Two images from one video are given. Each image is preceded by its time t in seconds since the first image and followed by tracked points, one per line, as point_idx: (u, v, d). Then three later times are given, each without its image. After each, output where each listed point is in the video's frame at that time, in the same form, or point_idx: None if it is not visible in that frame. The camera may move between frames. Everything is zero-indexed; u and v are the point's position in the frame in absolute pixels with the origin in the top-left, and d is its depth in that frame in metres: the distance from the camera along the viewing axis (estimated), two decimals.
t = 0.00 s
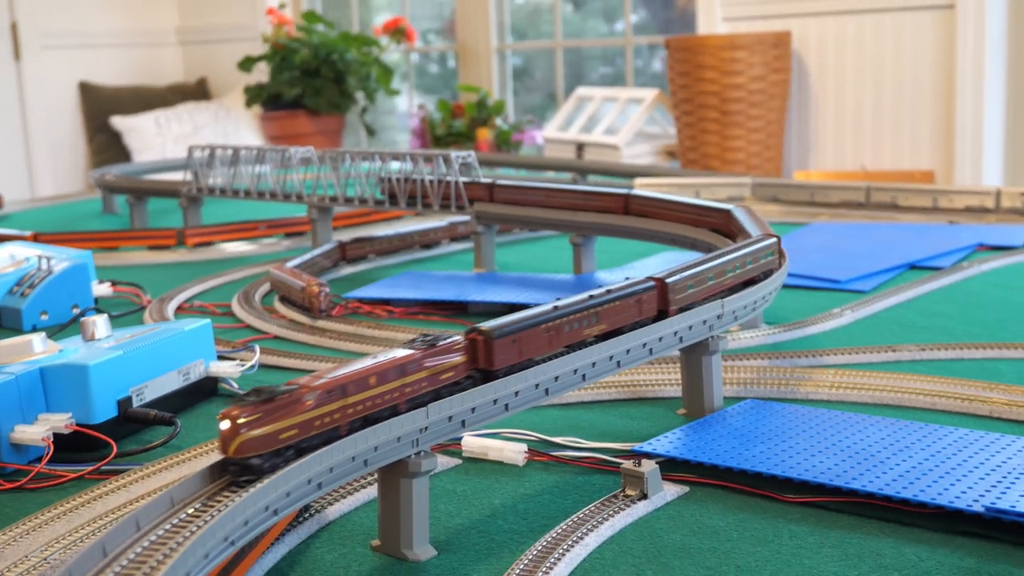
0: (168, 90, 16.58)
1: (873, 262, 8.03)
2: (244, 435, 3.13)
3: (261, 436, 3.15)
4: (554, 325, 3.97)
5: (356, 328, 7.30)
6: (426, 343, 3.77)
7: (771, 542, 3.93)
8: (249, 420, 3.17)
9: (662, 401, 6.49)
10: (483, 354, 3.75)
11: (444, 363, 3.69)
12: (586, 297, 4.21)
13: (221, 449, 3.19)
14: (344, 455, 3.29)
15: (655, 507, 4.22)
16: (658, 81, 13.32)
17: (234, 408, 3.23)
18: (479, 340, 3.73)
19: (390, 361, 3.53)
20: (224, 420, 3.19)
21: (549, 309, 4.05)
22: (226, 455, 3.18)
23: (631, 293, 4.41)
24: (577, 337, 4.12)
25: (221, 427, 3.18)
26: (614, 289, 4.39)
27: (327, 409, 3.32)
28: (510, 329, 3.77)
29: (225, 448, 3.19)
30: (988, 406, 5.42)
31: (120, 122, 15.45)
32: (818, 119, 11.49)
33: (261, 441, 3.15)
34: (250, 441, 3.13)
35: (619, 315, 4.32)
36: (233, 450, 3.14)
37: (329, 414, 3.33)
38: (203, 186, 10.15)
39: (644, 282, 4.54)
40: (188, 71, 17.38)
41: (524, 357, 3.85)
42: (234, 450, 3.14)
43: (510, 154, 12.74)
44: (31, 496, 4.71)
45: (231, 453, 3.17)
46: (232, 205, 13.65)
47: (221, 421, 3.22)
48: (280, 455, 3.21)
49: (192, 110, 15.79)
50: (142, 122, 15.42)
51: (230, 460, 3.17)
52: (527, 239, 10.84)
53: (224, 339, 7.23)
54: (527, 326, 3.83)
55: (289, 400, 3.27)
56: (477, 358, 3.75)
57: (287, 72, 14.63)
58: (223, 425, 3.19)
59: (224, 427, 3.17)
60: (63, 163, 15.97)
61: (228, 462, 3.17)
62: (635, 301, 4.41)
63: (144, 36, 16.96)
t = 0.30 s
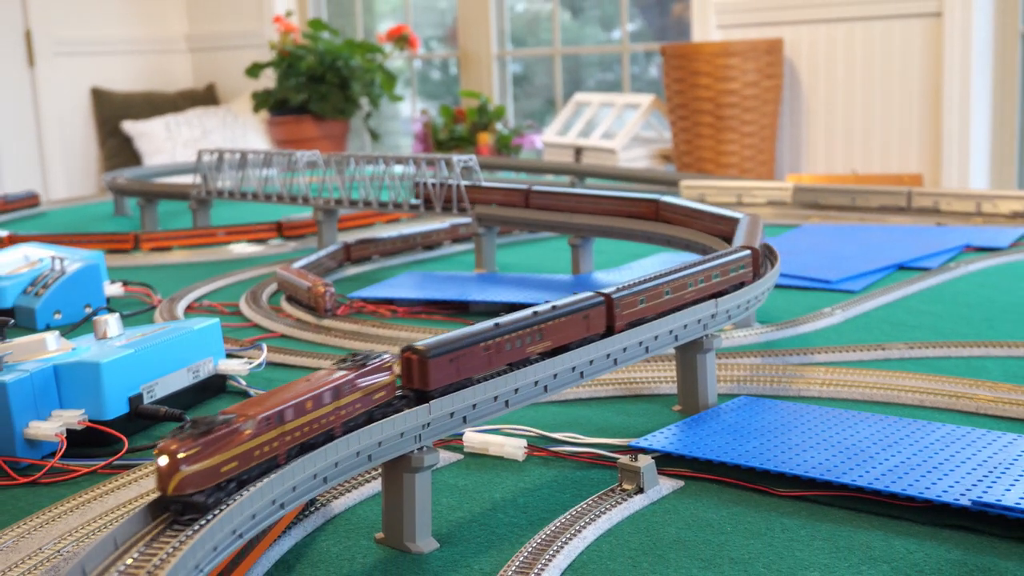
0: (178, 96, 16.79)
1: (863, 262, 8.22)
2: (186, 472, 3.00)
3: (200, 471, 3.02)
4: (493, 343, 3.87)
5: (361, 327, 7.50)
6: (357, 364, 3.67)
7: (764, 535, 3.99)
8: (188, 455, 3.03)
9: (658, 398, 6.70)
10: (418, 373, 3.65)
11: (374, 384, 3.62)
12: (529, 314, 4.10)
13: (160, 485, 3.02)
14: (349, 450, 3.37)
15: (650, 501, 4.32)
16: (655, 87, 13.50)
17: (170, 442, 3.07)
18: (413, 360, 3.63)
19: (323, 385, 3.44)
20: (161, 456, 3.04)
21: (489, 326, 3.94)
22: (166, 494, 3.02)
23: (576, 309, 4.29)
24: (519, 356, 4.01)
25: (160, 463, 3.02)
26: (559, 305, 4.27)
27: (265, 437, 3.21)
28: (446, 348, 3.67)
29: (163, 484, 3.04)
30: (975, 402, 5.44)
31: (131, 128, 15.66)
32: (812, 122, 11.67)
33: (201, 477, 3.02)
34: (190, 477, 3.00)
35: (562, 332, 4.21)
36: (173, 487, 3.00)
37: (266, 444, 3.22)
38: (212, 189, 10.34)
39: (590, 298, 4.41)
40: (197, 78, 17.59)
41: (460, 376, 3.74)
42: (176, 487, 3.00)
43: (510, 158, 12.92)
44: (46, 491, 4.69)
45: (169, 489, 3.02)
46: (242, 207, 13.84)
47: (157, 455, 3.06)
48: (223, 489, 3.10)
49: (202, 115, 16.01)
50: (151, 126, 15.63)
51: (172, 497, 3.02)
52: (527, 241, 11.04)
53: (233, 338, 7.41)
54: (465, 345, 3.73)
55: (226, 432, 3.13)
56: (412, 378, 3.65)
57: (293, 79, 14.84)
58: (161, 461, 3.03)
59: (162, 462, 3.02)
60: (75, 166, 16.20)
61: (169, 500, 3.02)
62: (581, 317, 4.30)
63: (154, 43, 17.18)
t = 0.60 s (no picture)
0: (178, 96, 16.79)
1: (863, 263, 8.22)
2: (128, 516, 2.79)
3: (143, 515, 2.81)
4: (435, 363, 3.65)
5: (362, 327, 7.50)
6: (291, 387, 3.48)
7: (764, 536, 3.98)
8: (131, 497, 2.82)
9: (658, 398, 6.69)
10: (351, 396, 3.45)
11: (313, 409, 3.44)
12: (474, 331, 3.86)
13: (100, 531, 2.81)
14: (349, 450, 3.37)
15: (649, 501, 4.32)
16: (656, 88, 13.50)
17: (109, 484, 2.86)
18: (346, 381, 3.45)
19: (262, 413, 3.27)
20: (102, 499, 2.82)
21: (431, 342, 3.73)
22: (107, 541, 2.82)
23: (526, 324, 4.03)
24: (464, 375, 3.79)
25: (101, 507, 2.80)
26: (509, 320, 4.02)
27: (209, 472, 3.03)
28: (380, 369, 3.47)
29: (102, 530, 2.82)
30: (975, 402, 5.44)
31: (131, 128, 15.68)
32: (812, 122, 11.68)
33: (145, 520, 2.82)
34: (133, 522, 2.80)
35: (511, 350, 3.96)
36: (117, 533, 2.80)
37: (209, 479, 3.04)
38: (212, 189, 10.35)
39: (540, 313, 4.16)
40: (197, 78, 17.59)
41: (398, 399, 3.53)
42: (119, 533, 2.79)
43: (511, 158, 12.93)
44: (46, 491, 4.69)
45: (110, 535, 2.81)
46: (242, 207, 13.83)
47: (96, 499, 2.84)
48: (169, 531, 2.89)
49: (202, 115, 16.01)
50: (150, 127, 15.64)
51: (115, 543, 2.81)
52: (527, 241, 11.04)
53: (233, 338, 7.41)
54: (400, 365, 3.52)
55: (168, 469, 2.93)
56: (346, 401, 3.46)
57: (293, 79, 14.86)
58: (101, 506, 2.81)
59: (103, 506, 2.81)
60: (75, 167, 16.22)
61: (111, 548, 2.82)
62: (532, 332, 4.04)
63: (153, 43, 17.19)
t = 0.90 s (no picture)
0: (178, 96, 16.80)
1: (863, 262, 8.23)
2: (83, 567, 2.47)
3: (98, 565, 2.51)
4: (380, 384, 3.43)
5: (362, 327, 7.50)
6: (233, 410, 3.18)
7: (766, 535, 3.99)
8: (85, 545, 2.50)
9: (658, 399, 6.69)
10: (291, 422, 3.23)
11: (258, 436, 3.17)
12: (421, 348, 3.64)
13: None
14: (349, 450, 3.36)
15: (649, 501, 4.33)
16: (655, 88, 13.50)
17: (57, 530, 2.52)
18: (285, 405, 3.22)
19: (210, 443, 2.98)
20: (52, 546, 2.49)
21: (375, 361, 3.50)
22: None
23: (475, 340, 3.80)
24: (411, 395, 3.57)
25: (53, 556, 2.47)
26: (458, 336, 3.79)
27: (163, 512, 2.73)
28: (322, 391, 3.25)
29: None
30: (975, 402, 5.45)
31: (132, 128, 15.72)
32: (812, 122, 11.69)
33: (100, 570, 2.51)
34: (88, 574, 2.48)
35: (461, 367, 3.73)
36: None
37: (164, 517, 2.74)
38: (213, 189, 10.36)
39: (491, 327, 3.92)
40: (197, 78, 17.59)
41: (340, 422, 3.32)
42: None
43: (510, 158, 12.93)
44: (46, 491, 4.69)
45: None
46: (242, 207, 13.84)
47: (43, 548, 2.51)
48: None
49: (202, 115, 16.03)
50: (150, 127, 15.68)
51: None
52: (527, 241, 11.05)
53: (233, 338, 7.41)
54: (342, 386, 3.30)
55: (122, 510, 2.61)
56: (284, 427, 3.24)
57: (293, 79, 14.89)
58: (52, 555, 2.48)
59: (54, 557, 2.48)
60: (75, 166, 16.24)
61: None
62: (482, 349, 3.82)
63: (154, 43, 17.20)
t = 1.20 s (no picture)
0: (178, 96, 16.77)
1: (863, 262, 8.23)
2: None
3: None
4: (326, 406, 3.29)
5: (362, 327, 7.50)
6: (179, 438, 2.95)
7: (766, 535, 3.98)
8: None
9: (657, 398, 6.69)
10: (235, 450, 3.09)
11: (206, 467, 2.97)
12: (369, 366, 3.49)
13: None
14: (349, 450, 3.36)
15: (649, 501, 4.32)
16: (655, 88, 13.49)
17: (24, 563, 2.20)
18: (228, 431, 3.09)
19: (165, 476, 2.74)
20: None
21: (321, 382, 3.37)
22: None
23: (425, 356, 3.65)
24: (363, 415, 3.43)
25: None
26: (407, 352, 3.64)
27: (123, 556, 2.46)
28: (265, 416, 3.12)
29: None
30: (975, 402, 5.44)
31: (132, 128, 15.71)
32: (812, 122, 11.68)
33: None
34: None
35: (413, 385, 3.59)
36: None
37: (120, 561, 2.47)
38: (212, 189, 10.36)
39: (440, 343, 3.77)
40: (197, 78, 17.58)
41: (286, 448, 3.18)
42: None
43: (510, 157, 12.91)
44: (46, 491, 4.68)
45: None
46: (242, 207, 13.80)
47: None
48: None
49: (202, 115, 16.00)
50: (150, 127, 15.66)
51: None
52: (527, 241, 11.04)
53: (233, 338, 7.40)
54: (284, 410, 3.17)
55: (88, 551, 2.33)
56: (230, 455, 3.11)
57: (293, 79, 14.88)
58: None
59: None
60: (75, 166, 16.27)
61: None
62: (432, 364, 3.66)
63: (153, 43, 17.17)
